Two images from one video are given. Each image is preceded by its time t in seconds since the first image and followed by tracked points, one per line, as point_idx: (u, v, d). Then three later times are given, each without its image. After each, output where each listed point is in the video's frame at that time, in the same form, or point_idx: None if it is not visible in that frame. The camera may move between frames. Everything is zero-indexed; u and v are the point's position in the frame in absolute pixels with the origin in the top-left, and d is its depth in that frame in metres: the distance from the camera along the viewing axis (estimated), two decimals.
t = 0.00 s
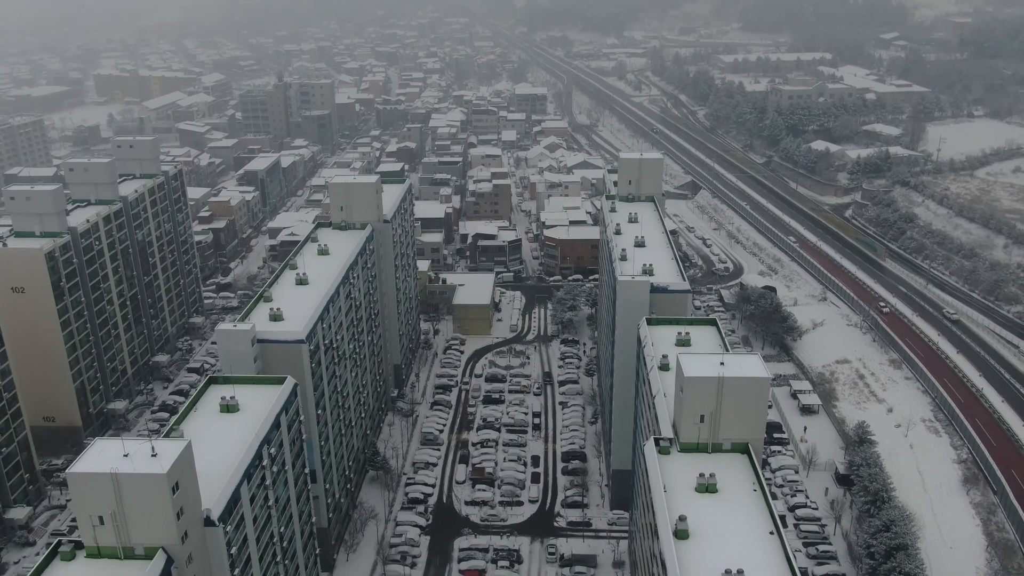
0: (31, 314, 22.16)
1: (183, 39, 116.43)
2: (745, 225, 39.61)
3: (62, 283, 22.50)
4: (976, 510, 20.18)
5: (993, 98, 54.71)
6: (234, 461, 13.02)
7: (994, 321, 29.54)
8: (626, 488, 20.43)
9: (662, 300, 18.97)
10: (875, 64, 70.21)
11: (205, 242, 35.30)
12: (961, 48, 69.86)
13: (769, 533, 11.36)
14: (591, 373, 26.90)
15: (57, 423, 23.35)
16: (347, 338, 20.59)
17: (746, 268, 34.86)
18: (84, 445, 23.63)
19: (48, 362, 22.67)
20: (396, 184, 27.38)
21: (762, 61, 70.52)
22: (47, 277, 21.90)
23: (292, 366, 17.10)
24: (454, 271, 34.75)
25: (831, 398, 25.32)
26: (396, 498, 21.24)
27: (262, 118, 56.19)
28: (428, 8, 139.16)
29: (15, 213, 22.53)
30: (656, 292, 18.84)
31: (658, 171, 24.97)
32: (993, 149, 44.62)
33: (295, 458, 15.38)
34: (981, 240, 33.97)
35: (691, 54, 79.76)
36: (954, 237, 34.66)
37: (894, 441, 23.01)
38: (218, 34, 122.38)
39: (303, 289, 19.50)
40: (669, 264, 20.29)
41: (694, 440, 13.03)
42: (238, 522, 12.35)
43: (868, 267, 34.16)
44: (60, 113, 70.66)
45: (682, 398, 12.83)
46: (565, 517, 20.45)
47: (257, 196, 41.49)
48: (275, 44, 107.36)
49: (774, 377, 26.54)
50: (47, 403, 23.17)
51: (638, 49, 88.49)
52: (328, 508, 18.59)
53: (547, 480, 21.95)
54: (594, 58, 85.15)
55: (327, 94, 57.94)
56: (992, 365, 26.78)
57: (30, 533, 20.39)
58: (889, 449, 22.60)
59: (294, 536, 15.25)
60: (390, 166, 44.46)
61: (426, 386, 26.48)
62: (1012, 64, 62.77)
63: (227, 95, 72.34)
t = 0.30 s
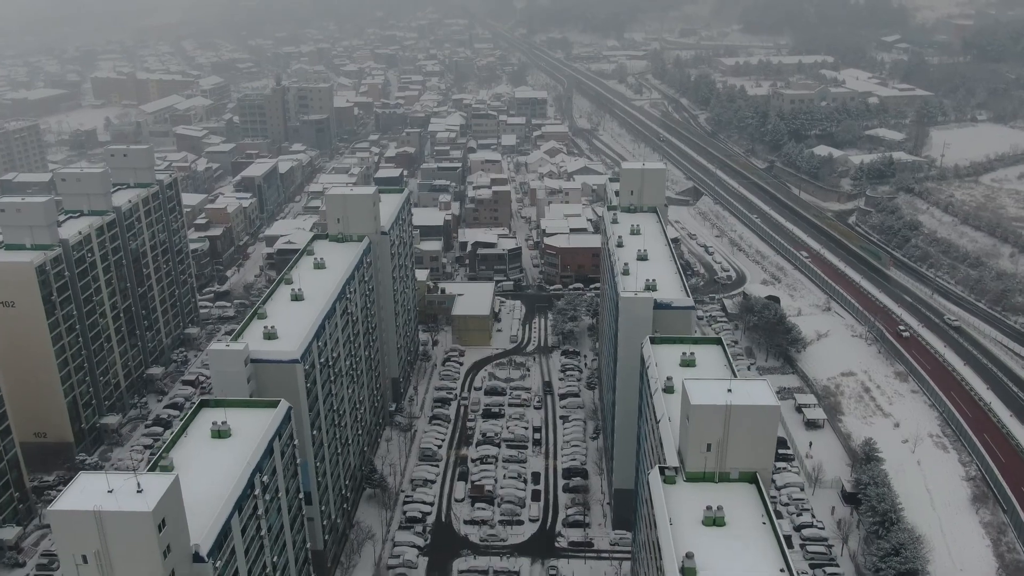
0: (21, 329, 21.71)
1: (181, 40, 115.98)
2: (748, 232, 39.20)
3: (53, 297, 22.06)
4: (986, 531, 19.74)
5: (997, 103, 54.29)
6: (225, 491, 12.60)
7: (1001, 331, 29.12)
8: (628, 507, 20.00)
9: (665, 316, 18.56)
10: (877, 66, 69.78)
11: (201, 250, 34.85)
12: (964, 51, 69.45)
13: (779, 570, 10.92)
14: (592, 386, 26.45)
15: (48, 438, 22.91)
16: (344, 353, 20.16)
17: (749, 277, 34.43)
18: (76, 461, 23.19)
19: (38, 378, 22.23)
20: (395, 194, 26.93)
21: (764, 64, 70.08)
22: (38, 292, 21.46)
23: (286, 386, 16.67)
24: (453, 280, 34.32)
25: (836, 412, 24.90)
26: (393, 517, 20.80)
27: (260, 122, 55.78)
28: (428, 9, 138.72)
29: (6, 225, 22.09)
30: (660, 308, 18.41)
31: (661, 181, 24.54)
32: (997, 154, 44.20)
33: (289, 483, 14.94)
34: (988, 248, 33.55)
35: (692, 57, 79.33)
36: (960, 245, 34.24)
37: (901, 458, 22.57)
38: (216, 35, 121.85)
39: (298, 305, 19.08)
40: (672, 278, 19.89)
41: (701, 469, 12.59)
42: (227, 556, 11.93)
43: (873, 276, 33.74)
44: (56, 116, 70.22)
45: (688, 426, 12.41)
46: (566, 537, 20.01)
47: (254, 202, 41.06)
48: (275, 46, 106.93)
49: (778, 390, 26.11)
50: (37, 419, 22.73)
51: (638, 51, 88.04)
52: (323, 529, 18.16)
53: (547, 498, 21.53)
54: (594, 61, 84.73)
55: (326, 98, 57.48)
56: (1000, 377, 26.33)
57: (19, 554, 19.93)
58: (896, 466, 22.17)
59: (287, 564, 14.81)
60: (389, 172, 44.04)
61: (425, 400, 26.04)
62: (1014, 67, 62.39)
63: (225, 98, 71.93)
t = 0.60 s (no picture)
0: (11, 344, 21.25)
1: (180, 42, 115.59)
2: (750, 240, 38.76)
3: (45, 311, 21.61)
4: (997, 551, 19.31)
5: (1001, 107, 53.83)
6: (215, 524, 12.16)
7: (1008, 343, 28.67)
8: (631, 527, 19.58)
9: (669, 334, 18.12)
10: (880, 69, 69.31)
11: (197, 259, 34.41)
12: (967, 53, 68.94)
13: None
14: (593, 400, 26.01)
15: (39, 454, 22.48)
16: (340, 370, 19.72)
17: (752, 286, 34.01)
18: (68, 477, 22.74)
19: (29, 393, 21.78)
20: (393, 203, 26.48)
21: (765, 67, 69.63)
22: (29, 306, 21.00)
23: (279, 407, 16.23)
24: (452, 289, 33.88)
25: (842, 426, 24.48)
26: (391, 537, 20.38)
27: (258, 126, 55.32)
28: (427, 11, 138.33)
29: None
30: (663, 325, 17.99)
31: (663, 191, 24.07)
32: (1002, 160, 43.74)
33: (283, 510, 14.52)
34: (994, 257, 33.12)
35: (693, 59, 78.88)
36: (966, 253, 33.81)
37: (909, 475, 22.12)
38: (215, 37, 121.37)
39: (294, 321, 18.64)
40: (676, 294, 19.43)
41: (708, 500, 12.17)
42: None
43: (877, 285, 33.30)
44: (54, 120, 69.80)
45: (695, 456, 11.97)
46: (568, 557, 19.58)
47: (252, 209, 40.62)
48: (273, 48, 106.48)
49: (784, 404, 25.66)
50: (29, 435, 22.29)
51: (639, 53, 87.59)
52: (319, 552, 17.73)
53: (548, 517, 21.10)
54: (594, 63, 84.26)
55: (324, 102, 57.04)
56: (1008, 390, 25.88)
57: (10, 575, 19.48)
58: (904, 483, 21.75)
59: None
60: (388, 178, 43.60)
61: (423, 414, 25.62)
62: (1019, 71, 61.90)
63: (223, 101, 71.47)
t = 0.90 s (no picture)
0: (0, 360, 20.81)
1: (179, 44, 115.16)
2: (753, 247, 38.32)
3: (35, 326, 21.17)
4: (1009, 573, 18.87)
5: (1005, 111, 53.38)
6: (204, 558, 11.72)
7: (1016, 354, 28.23)
8: (634, 548, 19.14)
9: (673, 352, 17.69)
10: (882, 72, 68.86)
11: (193, 267, 33.96)
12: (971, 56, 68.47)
13: None
14: (594, 414, 25.57)
15: (31, 471, 22.03)
16: (337, 388, 19.27)
17: (756, 295, 33.58)
18: (59, 495, 22.28)
19: (19, 409, 21.33)
20: (390, 213, 26.03)
21: (767, 70, 69.19)
22: (18, 321, 20.57)
23: (274, 430, 15.81)
24: (451, 298, 33.43)
25: (848, 441, 24.04)
26: (388, 557, 19.93)
27: (256, 131, 54.84)
28: (427, 12, 137.79)
29: None
30: (667, 344, 17.56)
31: (666, 202, 23.61)
32: (1008, 166, 43.29)
33: (275, 539, 14.09)
34: (1001, 266, 32.69)
35: (694, 62, 78.44)
36: (972, 262, 33.39)
37: (918, 494, 21.66)
38: (214, 38, 120.89)
39: (288, 339, 18.20)
40: (680, 311, 18.99)
41: (714, 534, 11.71)
42: None
43: (882, 294, 32.86)
44: (50, 123, 69.35)
45: (702, 489, 11.52)
46: None
47: (249, 216, 40.17)
48: (273, 50, 106.00)
49: (788, 419, 25.22)
50: (19, 451, 21.84)
51: (639, 56, 87.15)
52: None
53: (549, 536, 20.67)
54: (595, 66, 83.83)
55: (323, 106, 56.57)
56: (1016, 404, 25.43)
57: None
58: (912, 502, 21.30)
59: None
60: (387, 184, 43.15)
61: (422, 428, 25.18)
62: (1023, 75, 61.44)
63: (221, 104, 71.01)
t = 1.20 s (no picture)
0: None
1: (178, 46, 114.75)
2: (756, 255, 37.91)
3: (25, 342, 20.69)
4: None
5: (1010, 116, 52.95)
6: None
7: None
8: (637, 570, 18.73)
9: (678, 372, 17.27)
10: (885, 75, 68.40)
11: (189, 276, 33.50)
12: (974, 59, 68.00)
13: None
14: (596, 429, 25.11)
15: (21, 489, 21.57)
16: (334, 406, 18.83)
17: (759, 304, 33.17)
18: (50, 513, 21.81)
19: (8, 426, 20.84)
20: (389, 224, 25.61)
21: (769, 73, 68.74)
22: (8, 337, 20.09)
23: (267, 454, 15.38)
24: (450, 308, 32.98)
25: (854, 457, 23.59)
26: None
27: (254, 135, 54.39)
28: (427, 13, 137.32)
29: None
30: (670, 363, 17.15)
31: (669, 215, 23.20)
32: (1013, 172, 42.84)
33: (267, 569, 13.67)
34: (1007, 275, 32.27)
35: (695, 65, 77.97)
36: (978, 271, 32.99)
37: (926, 513, 21.21)
38: (213, 40, 120.48)
39: (283, 357, 17.75)
40: (684, 328, 18.56)
41: (722, 570, 11.30)
42: None
43: (887, 304, 32.43)
44: (47, 126, 68.88)
45: (710, 525, 11.09)
46: None
47: (246, 223, 39.73)
48: (273, 52, 105.55)
49: (793, 434, 24.79)
50: (8, 469, 21.36)
51: (640, 58, 86.71)
52: None
53: (550, 556, 20.23)
54: (595, 68, 83.40)
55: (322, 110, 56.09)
56: None
57: None
58: (921, 521, 20.86)
59: None
60: (385, 191, 42.70)
61: (421, 443, 24.75)
62: None
63: (219, 108, 70.54)
